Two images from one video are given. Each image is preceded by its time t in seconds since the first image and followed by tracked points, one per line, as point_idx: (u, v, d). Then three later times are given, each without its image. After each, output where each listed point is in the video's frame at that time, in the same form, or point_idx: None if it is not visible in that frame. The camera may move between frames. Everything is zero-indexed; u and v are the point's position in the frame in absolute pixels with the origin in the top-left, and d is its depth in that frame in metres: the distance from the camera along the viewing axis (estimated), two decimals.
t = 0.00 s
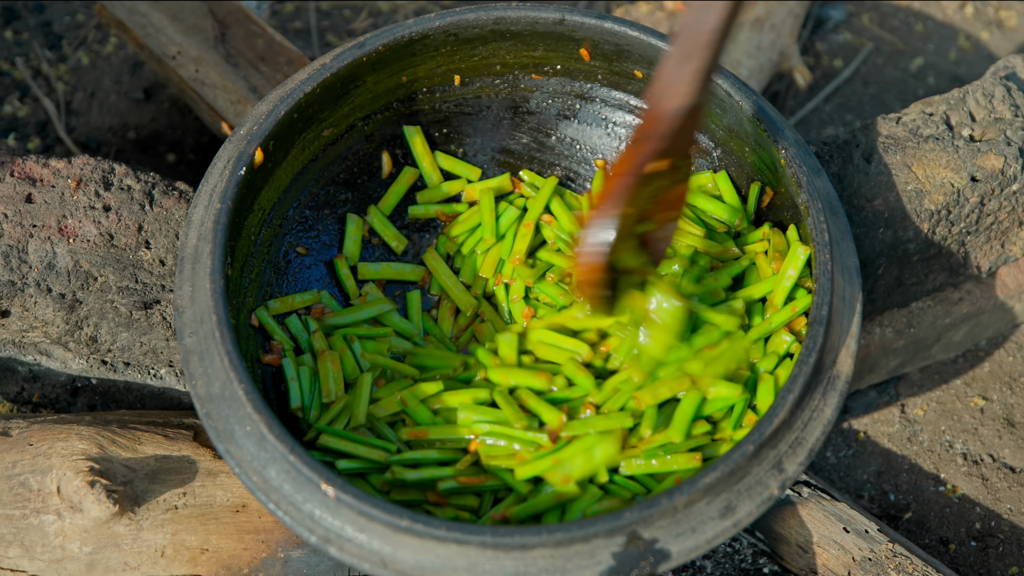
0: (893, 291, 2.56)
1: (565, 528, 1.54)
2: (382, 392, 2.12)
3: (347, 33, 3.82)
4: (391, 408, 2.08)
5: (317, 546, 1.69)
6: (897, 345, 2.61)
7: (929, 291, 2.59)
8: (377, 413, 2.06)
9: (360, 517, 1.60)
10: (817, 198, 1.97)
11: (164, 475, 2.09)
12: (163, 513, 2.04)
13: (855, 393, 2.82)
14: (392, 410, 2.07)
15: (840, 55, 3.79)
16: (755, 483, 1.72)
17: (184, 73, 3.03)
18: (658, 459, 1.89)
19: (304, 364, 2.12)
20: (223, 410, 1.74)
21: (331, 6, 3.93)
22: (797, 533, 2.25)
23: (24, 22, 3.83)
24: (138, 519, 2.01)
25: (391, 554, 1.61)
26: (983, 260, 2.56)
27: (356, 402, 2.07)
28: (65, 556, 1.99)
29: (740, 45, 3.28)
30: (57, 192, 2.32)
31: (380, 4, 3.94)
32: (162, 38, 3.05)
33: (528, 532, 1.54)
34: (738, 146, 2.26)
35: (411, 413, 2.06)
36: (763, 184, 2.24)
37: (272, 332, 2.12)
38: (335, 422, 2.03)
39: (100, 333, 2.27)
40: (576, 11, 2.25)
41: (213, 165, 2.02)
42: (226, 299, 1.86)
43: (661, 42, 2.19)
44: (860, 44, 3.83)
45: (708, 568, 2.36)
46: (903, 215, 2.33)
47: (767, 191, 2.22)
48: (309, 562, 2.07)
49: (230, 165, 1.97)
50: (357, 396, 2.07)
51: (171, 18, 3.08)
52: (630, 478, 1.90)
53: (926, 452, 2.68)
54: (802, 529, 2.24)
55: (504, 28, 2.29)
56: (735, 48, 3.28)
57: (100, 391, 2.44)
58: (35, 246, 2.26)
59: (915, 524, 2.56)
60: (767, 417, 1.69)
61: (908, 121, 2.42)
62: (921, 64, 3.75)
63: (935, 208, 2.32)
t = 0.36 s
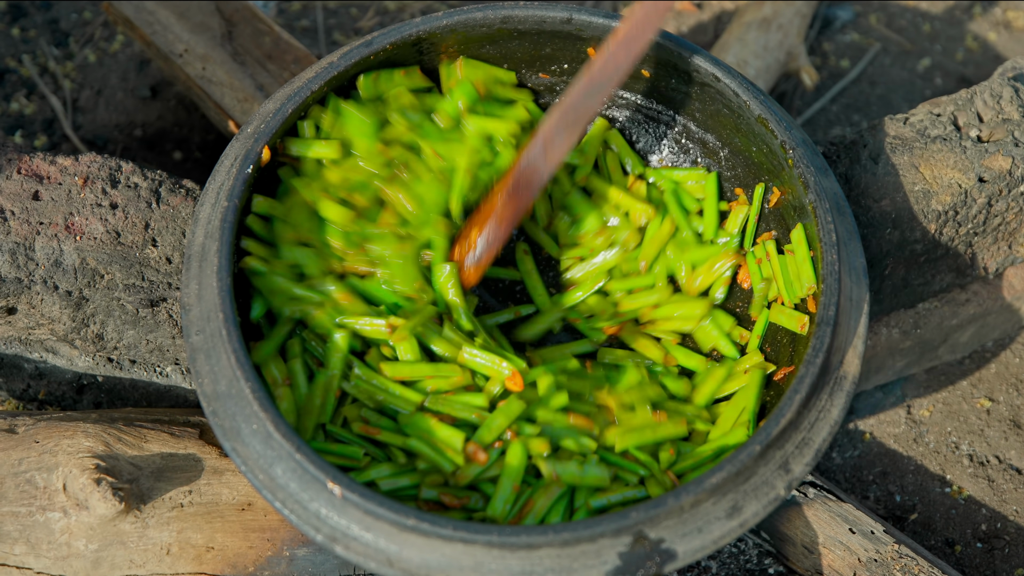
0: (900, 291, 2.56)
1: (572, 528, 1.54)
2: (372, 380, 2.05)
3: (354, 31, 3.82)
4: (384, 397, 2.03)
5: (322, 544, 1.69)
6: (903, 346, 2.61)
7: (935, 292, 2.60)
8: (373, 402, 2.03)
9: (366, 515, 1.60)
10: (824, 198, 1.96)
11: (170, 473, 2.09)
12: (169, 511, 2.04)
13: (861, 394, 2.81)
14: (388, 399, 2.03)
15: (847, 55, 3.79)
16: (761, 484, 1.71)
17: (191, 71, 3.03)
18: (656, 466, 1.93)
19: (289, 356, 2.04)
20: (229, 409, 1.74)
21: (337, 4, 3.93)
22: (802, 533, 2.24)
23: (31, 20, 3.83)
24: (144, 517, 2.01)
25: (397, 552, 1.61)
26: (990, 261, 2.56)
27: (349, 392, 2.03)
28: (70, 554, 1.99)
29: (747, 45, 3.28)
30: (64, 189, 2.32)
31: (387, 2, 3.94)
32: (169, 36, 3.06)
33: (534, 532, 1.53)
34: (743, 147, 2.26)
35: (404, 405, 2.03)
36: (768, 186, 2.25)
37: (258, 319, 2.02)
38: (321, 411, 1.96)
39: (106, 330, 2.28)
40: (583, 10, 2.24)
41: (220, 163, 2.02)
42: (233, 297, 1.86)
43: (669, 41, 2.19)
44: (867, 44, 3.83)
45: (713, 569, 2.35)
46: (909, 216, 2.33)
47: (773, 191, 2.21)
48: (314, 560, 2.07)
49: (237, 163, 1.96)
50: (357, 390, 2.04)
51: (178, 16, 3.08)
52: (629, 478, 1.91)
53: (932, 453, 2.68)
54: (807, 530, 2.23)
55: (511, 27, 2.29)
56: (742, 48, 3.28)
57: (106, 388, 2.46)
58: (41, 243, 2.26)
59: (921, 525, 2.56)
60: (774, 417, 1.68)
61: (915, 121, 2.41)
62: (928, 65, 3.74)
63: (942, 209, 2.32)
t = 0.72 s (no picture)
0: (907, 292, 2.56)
1: (579, 527, 1.54)
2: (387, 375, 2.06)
3: (360, 30, 3.82)
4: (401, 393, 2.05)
5: (328, 543, 1.68)
6: (910, 347, 2.60)
7: (943, 293, 2.59)
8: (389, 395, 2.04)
9: (372, 514, 1.60)
10: (832, 199, 1.95)
11: (176, 471, 2.09)
12: (175, 509, 2.04)
13: (867, 394, 2.81)
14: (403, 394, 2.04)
15: (854, 55, 3.79)
16: (768, 484, 1.71)
17: (197, 69, 3.03)
18: (661, 459, 1.99)
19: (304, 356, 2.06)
20: (235, 407, 1.74)
21: (344, 3, 3.93)
22: (808, 534, 2.24)
23: (38, 17, 3.83)
24: (150, 515, 2.01)
25: (403, 551, 1.61)
26: (997, 262, 2.56)
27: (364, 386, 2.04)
28: (76, 551, 1.99)
29: (755, 45, 3.27)
30: (71, 187, 2.32)
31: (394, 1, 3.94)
32: (176, 34, 3.06)
33: (541, 532, 1.53)
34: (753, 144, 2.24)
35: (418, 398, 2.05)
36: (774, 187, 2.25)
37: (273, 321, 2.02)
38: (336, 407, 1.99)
39: (112, 328, 2.27)
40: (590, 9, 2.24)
41: (227, 162, 2.02)
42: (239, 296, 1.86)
43: (676, 40, 2.18)
44: (874, 44, 3.82)
45: (719, 569, 2.34)
46: (917, 217, 2.32)
47: (779, 190, 2.21)
48: (320, 558, 2.09)
49: (244, 161, 1.96)
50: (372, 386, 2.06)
51: (185, 14, 3.08)
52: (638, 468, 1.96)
53: (938, 455, 2.68)
54: (813, 530, 2.23)
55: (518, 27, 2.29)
56: (749, 48, 3.27)
57: (111, 386, 2.46)
58: (49, 240, 2.26)
59: (927, 527, 2.56)
60: (780, 418, 1.68)
61: (922, 122, 2.41)
62: (935, 65, 3.74)
63: (949, 210, 2.31)
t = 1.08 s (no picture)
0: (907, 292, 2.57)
1: (579, 528, 1.54)
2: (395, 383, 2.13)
3: (360, 30, 3.83)
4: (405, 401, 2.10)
5: (328, 543, 1.68)
6: (910, 347, 2.60)
7: (943, 293, 2.59)
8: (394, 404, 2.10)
9: (372, 514, 1.60)
10: (833, 199, 1.95)
11: (176, 471, 2.09)
12: (175, 509, 2.04)
13: (867, 395, 2.81)
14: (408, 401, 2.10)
15: (855, 55, 3.78)
16: (768, 485, 1.71)
17: (198, 69, 3.03)
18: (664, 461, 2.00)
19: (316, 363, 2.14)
20: (236, 407, 1.74)
21: (345, 3, 3.93)
22: (808, 535, 2.24)
23: (39, 17, 3.84)
24: (150, 515, 2.01)
25: (403, 551, 1.61)
26: (998, 262, 2.56)
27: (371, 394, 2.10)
28: (76, 551, 1.99)
29: (756, 45, 3.27)
30: (71, 187, 2.32)
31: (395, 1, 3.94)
32: (177, 34, 3.06)
33: (541, 532, 1.53)
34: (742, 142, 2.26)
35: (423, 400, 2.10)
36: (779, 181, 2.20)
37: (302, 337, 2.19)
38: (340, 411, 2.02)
39: (113, 328, 2.28)
40: (592, 10, 2.24)
41: (227, 162, 2.02)
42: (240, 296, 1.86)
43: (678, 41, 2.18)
44: (874, 45, 3.82)
45: (719, 569, 2.33)
46: (917, 217, 2.33)
47: (783, 195, 2.18)
48: (320, 558, 2.08)
49: (245, 161, 1.96)
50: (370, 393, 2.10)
51: (186, 14, 3.08)
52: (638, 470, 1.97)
53: (939, 455, 2.68)
54: (814, 530, 2.23)
55: (520, 27, 2.28)
56: (750, 48, 3.27)
57: (112, 386, 2.46)
58: (49, 240, 2.26)
59: (927, 527, 2.56)
60: (781, 418, 1.67)
61: (924, 123, 2.40)
62: (936, 66, 3.73)
63: (950, 210, 2.31)
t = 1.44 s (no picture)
0: (909, 293, 2.56)
1: (581, 527, 1.54)
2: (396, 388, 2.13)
3: (363, 30, 3.83)
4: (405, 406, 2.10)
5: (331, 543, 1.68)
6: (912, 347, 2.61)
7: (945, 294, 2.60)
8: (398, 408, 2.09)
9: (375, 514, 1.60)
10: (835, 199, 1.95)
11: (178, 471, 2.09)
12: (178, 508, 2.04)
13: (869, 395, 2.81)
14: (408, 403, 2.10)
15: (857, 56, 3.78)
16: (770, 485, 1.71)
17: (201, 69, 3.03)
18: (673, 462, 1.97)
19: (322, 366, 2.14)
20: (238, 406, 1.74)
21: (347, 3, 3.93)
22: (810, 535, 2.24)
23: (41, 16, 3.84)
24: (152, 514, 2.01)
25: (406, 551, 1.61)
26: (999, 263, 2.56)
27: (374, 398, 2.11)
28: (79, 551, 1.99)
29: (758, 45, 3.28)
30: (74, 186, 2.32)
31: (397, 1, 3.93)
32: (179, 33, 3.06)
33: (543, 532, 1.53)
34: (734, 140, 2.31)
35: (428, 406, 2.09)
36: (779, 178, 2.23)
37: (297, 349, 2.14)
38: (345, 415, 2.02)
39: (115, 328, 2.30)
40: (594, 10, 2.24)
41: (230, 162, 2.02)
42: (243, 295, 1.86)
43: (680, 41, 2.18)
44: (877, 45, 3.82)
45: (721, 569, 2.35)
46: (920, 217, 2.34)
47: (788, 196, 2.19)
48: (322, 558, 2.08)
49: (247, 161, 1.96)
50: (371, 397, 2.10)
51: (188, 14, 3.08)
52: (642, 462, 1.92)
53: (941, 455, 2.68)
54: (816, 531, 2.23)
55: (522, 27, 2.29)
56: (752, 48, 3.27)
57: (115, 385, 2.47)
58: (52, 241, 2.26)
59: (929, 527, 2.56)
60: (783, 418, 1.67)
61: (926, 123, 2.39)
62: (938, 66, 3.73)
63: (953, 210, 2.32)
